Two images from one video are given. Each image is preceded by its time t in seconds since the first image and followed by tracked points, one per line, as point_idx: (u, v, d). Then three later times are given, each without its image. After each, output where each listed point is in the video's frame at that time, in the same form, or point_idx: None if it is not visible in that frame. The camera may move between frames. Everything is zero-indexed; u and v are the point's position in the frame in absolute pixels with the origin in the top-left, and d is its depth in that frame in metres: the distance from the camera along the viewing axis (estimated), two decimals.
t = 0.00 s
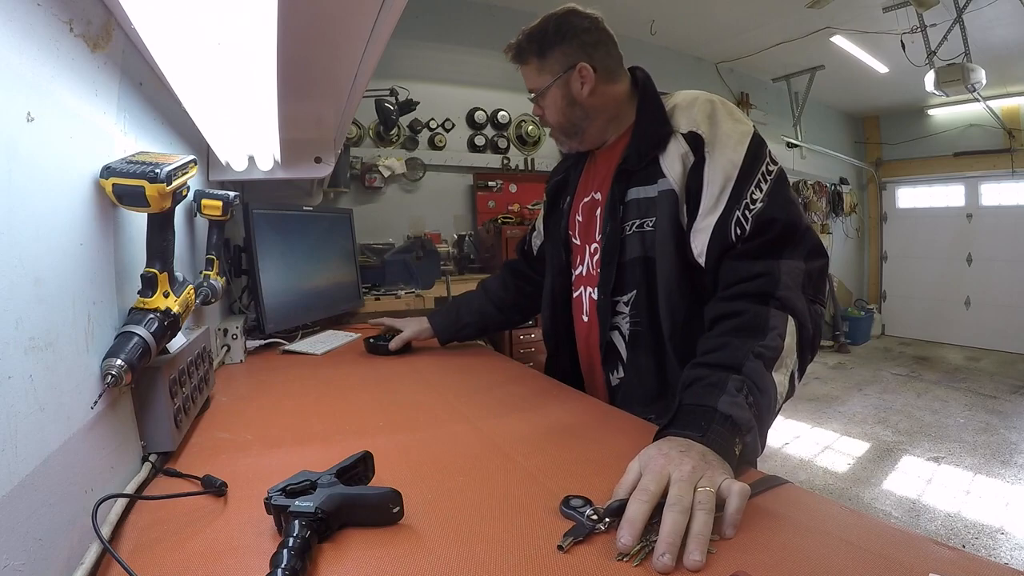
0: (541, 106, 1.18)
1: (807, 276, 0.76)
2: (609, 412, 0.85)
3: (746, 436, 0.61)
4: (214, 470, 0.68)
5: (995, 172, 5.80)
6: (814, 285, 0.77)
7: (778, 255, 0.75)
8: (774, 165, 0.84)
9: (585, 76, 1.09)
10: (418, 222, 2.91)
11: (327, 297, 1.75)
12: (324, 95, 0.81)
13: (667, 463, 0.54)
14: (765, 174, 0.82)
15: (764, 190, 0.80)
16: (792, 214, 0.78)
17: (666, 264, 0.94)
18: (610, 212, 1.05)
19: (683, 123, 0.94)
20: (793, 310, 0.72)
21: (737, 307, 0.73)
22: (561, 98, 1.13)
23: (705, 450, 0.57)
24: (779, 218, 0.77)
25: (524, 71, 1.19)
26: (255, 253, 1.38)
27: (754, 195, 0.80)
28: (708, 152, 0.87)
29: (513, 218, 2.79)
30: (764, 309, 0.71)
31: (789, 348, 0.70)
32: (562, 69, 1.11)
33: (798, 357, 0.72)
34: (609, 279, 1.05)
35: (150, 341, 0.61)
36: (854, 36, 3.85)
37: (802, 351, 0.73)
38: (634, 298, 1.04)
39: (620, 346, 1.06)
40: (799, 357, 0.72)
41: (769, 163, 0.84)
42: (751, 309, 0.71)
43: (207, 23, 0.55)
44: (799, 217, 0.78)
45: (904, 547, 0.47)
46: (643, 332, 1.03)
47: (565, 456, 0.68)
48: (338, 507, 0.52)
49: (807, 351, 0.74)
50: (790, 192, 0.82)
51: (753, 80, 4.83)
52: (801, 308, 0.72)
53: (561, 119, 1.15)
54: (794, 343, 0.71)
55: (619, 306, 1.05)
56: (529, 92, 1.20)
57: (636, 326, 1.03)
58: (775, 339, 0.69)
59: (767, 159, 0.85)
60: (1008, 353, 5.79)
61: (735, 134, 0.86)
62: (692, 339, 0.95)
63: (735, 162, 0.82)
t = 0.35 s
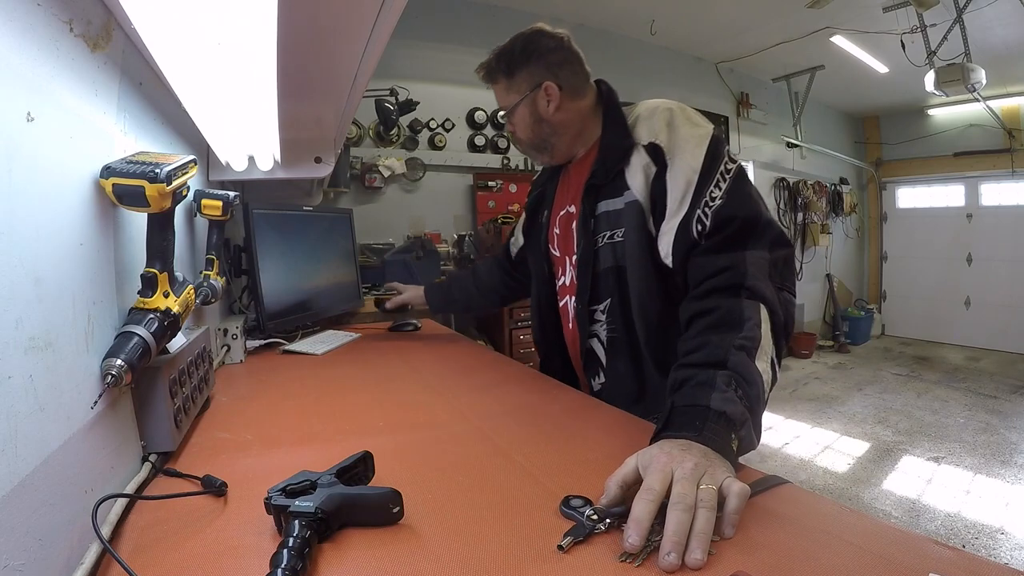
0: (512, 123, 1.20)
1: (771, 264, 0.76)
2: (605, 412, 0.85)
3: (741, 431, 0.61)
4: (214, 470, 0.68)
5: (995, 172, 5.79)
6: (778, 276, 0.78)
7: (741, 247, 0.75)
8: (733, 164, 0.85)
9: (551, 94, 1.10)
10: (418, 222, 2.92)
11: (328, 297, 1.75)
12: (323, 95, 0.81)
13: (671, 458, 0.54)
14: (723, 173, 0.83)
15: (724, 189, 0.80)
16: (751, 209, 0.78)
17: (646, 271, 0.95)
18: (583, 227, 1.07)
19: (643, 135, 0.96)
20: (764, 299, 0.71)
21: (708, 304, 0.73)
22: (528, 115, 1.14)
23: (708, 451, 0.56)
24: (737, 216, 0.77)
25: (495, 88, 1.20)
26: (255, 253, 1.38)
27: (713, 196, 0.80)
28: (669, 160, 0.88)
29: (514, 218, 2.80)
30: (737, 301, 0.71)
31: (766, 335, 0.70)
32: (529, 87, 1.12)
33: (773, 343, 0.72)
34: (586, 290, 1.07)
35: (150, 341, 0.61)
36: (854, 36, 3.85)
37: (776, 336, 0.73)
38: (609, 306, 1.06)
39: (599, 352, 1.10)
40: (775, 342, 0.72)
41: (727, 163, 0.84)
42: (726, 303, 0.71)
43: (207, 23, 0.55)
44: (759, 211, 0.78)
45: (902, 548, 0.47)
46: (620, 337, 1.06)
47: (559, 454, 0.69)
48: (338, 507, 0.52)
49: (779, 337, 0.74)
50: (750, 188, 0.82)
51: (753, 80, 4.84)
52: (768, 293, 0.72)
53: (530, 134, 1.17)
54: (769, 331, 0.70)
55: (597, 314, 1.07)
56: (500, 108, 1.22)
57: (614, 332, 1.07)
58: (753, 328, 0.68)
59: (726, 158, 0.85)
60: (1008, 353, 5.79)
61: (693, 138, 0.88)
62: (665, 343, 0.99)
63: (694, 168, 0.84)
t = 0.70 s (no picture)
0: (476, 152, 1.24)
1: (719, 256, 0.77)
2: (608, 411, 0.85)
3: (727, 418, 0.61)
4: (214, 470, 0.68)
5: (995, 172, 5.79)
6: (729, 266, 0.78)
7: (685, 242, 0.77)
8: (671, 172, 0.87)
9: (512, 124, 1.14)
10: (418, 222, 2.92)
11: (328, 296, 1.75)
12: (322, 95, 0.81)
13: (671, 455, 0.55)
14: (663, 183, 0.85)
15: (663, 198, 0.83)
16: (688, 209, 0.80)
17: (606, 289, 1.04)
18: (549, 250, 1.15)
19: (592, 161, 1.03)
20: (716, 286, 0.72)
21: (665, 305, 0.73)
22: (491, 145, 1.19)
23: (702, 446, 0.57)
24: (674, 220, 0.79)
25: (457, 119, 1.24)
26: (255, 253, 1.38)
27: (651, 208, 0.83)
28: (616, 180, 0.95)
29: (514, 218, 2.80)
30: (690, 295, 0.72)
31: (728, 322, 0.70)
32: (491, 119, 1.16)
33: (738, 332, 0.72)
34: (556, 306, 1.15)
35: (151, 341, 0.61)
36: (854, 36, 3.85)
37: (739, 325, 0.73)
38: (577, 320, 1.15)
39: (575, 362, 1.19)
40: (738, 329, 0.72)
41: (665, 170, 0.87)
42: (681, 299, 0.71)
43: (207, 23, 0.55)
44: (697, 209, 0.80)
45: (902, 549, 0.47)
46: (588, 348, 1.15)
47: (558, 455, 0.69)
48: (338, 507, 0.52)
49: (743, 326, 0.74)
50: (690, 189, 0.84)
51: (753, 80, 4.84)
52: (713, 278, 0.73)
53: (494, 163, 1.21)
54: (727, 318, 0.70)
55: (568, 329, 1.16)
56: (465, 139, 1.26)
57: (584, 343, 1.15)
58: (714, 318, 0.68)
59: (664, 168, 0.88)
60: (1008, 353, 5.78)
61: (636, 155, 0.93)
62: (630, 350, 1.07)
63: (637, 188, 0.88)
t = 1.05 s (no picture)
0: (512, 122, 1.10)
1: (722, 257, 0.77)
2: (609, 412, 0.85)
3: (728, 419, 0.61)
4: (214, 470, 0.68)
5: (996, 172, 5.79)
6: (732, 266, 0.78)
7: (691, 240, 0.76)
8: (675, 171, 0.86)
9: (549, 95, 1.14)
10: (418, 221, 2.92)
11: (328, 296, 1.76)
12: (322, 95, 0.81)
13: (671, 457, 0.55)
14: (666, 181, 0.84)
15: (666, 197, 0.82)
16: (693, 208, 0.79)
17: (609, 288, 1.03)
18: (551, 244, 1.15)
19: (599, 156, 1.02)
20: (718, 287, 0.71)
21: (668, 303, 0.72)
22: (536, 111, 1.11)
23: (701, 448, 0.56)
24: (678, 219, 0.78)
25: (485, 88, 1.08)
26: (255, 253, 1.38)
27: (654, 207, 0.82)
28: (621, 175, 0.94)
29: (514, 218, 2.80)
30: (694, 294, 0.71)
31: (730, 324, 0.70)
32: (531, 84, 1.10)
33: (740, 333, 0.72)
34: (557, 301, 1.15)
35: (150, 341, 0.61)
36: (854, 36, 3.85)
37: (740, 326, 0.73)
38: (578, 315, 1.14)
39: (574, 358, 1.18)
40: (739, 331, 0.72)
41: (670, 169, 0.86)
42: (684, 300, 0.71)
43: (207, 23, 0.55)
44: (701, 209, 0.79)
45: (902, 548, 0.47)
46: (588, 344, 1.14)
47: (558, 455, 0.69)
48: (338, 507, 0.52)
49: (744, 327, 0.73)
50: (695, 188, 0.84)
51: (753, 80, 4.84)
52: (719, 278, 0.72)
53: (535, 132, 1.12)
54: (729, 320, 0.70)
55: (568, 324, 1.16)
56: (485, 113, 1.11)
57: (583, 340, 1.15)
58: (717, 319, 0.68)
59: (668, 167, 0.86)
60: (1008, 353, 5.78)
61: (644, 152, 0.91)
62: (630, 346, 1.07)
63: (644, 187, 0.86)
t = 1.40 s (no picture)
0: (573, 79, 1.02)
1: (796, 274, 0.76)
2: (622, 414, 0.83)
3: (746, 434, 0.61)
4: (214, 470, 0.68)
5: (996, 172, 5.79)
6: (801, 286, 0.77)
7: (769, 249, 0.75)
8: (759, 169, 0.83)
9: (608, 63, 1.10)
10: (418, 221, 2.92)
11: (329, 297, 1.75)
12: (322, 95, 0.82)
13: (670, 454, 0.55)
14: (749, 180, 0.81)
15: (750, 197, 0.79)
16: (776, 216, 0.77)
17: (666, 273, 0.92)
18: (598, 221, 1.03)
19: (670, 130, 0.93)
20: (787, 306, 0.71)
21: (733, 306, 0.71)
22: (597, 71, 1.05)
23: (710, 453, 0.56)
24: (767, 220, 0.77)
25: (547, 40, 1.00)
26: (255, 253, 1.38)
27: (739, 204, 0.78)
28: (698, 159, 0.87)
29: (513, 218, 2.79)
30: (761, 307, 0.70)
31: (784, 347, 0.70)
32: (593, 44, 1.05)
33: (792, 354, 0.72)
34: (596, 284, 1.03)
35: (150, 341, 0.61)
36: (854, 36, 3.85)
37: (795, 347, 0.73)
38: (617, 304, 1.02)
39: (602, 352, 1.05)
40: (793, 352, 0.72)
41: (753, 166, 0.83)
42: (747, 308, 0.70)
43: (207, 23, 0.55)
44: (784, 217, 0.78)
45: (901, 548, 0.47)
46: (625, 339, 1.02)
47: (559, 455, 0.69)
48: (337, 507, 0.52)
49: (799, 348, 0.73)
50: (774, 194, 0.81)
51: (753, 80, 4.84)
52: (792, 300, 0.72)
53: (596, 91, 1.04)
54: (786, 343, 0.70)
55: (603, 313, 1.04)
56: (542, 67, 1.02)
57: (618, 333, 1.03)
58: (774, 339, 0.68)
59: (751, 163, 0.83)
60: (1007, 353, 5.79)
61: (729, 139, 0.86)
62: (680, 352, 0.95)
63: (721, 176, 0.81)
